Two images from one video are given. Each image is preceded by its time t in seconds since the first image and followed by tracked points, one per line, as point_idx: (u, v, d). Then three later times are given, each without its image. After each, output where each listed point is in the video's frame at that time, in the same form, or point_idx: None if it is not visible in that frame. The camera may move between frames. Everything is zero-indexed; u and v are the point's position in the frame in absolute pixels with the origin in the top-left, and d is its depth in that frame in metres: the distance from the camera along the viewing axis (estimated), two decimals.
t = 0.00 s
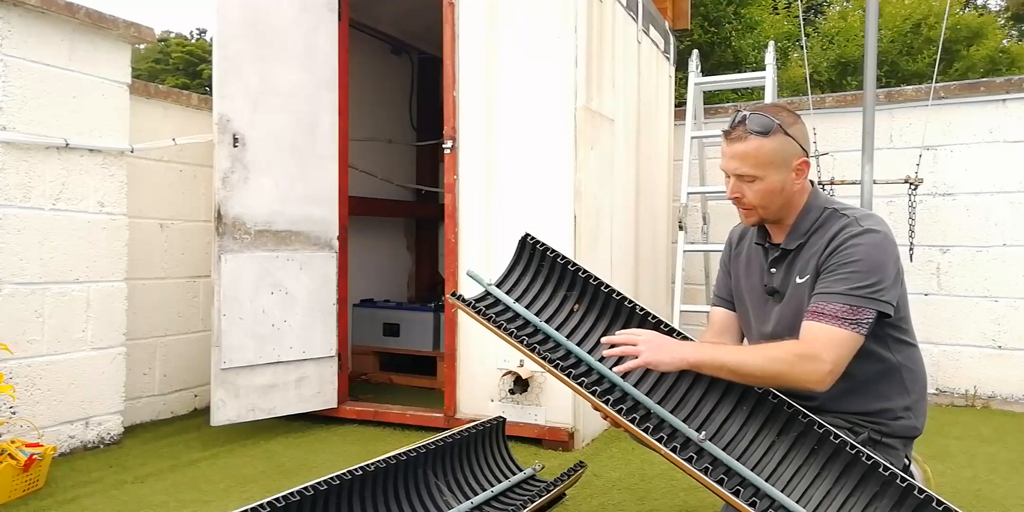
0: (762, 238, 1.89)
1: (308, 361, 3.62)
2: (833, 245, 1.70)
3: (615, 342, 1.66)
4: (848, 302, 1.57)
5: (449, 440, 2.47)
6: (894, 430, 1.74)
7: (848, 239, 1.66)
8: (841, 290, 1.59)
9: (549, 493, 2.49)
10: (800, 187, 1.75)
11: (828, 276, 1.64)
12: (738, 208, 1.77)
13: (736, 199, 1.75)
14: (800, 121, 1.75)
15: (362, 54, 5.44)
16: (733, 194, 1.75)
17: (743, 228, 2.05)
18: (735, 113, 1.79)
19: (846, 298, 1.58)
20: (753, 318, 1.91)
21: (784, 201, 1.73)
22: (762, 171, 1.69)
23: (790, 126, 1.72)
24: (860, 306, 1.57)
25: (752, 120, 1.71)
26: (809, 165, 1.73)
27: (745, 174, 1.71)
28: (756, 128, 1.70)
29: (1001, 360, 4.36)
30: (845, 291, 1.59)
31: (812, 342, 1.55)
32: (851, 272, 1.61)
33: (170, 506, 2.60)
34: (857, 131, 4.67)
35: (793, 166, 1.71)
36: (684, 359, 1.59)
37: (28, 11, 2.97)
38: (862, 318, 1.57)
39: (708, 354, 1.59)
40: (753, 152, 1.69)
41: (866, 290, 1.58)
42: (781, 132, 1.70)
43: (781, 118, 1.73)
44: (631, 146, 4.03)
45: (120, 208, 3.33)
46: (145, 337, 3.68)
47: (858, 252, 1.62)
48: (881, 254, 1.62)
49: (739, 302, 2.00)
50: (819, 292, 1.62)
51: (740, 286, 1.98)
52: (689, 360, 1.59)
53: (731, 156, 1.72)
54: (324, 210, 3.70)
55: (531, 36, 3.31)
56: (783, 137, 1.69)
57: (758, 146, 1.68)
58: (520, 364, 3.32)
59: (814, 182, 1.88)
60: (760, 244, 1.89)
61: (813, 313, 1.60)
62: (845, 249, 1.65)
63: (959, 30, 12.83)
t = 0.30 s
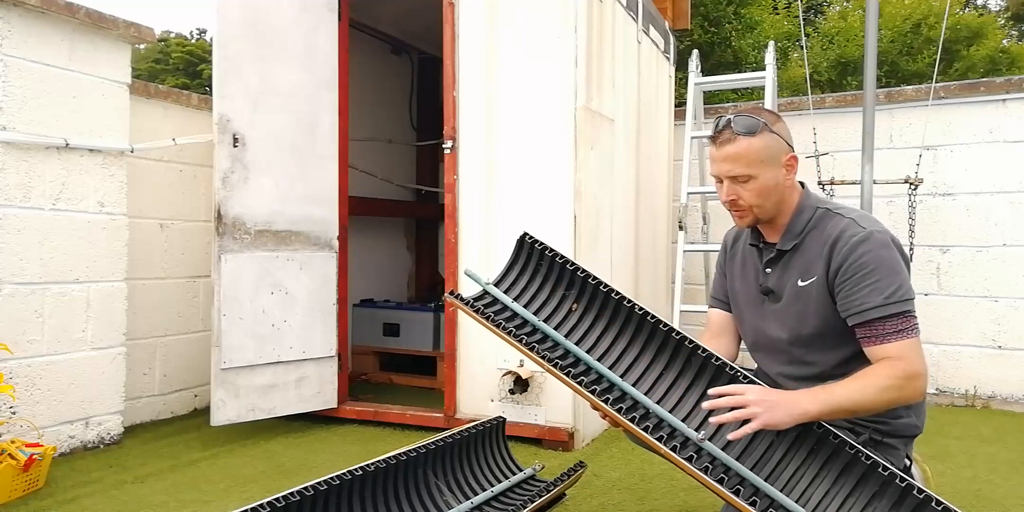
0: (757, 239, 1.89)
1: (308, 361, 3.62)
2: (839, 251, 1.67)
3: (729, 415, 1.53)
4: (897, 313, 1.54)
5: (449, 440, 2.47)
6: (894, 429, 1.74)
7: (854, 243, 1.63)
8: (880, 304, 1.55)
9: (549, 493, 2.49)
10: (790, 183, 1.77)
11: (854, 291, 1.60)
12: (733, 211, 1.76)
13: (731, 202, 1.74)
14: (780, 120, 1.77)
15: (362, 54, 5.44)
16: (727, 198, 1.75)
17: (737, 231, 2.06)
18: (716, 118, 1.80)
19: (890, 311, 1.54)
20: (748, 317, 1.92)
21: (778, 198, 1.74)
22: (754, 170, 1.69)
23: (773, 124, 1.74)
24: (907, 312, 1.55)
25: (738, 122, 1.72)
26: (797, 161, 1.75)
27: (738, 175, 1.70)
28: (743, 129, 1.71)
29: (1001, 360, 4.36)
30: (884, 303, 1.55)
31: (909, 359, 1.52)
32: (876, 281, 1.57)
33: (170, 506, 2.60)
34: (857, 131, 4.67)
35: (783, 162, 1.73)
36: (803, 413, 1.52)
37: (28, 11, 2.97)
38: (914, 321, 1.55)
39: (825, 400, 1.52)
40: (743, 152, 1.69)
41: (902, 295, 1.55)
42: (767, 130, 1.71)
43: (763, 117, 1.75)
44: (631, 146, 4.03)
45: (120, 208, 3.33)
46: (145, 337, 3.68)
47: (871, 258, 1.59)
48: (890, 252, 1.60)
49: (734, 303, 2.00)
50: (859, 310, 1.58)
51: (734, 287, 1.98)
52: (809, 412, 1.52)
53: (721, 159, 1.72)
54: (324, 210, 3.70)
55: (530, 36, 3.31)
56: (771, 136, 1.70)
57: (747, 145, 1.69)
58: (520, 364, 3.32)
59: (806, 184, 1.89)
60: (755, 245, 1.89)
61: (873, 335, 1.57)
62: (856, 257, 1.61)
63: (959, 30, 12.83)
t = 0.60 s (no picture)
0: (756, 238, 1.89)
1: (308, 361, 3.62)
2: (842, 249, 1.66)
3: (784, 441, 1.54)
4: (913, 307, 1.55)
5: (449, 440, 2.47)
6: (894, 428, 1.74)
7: (859, 238, 1.63)
8: (896, 299, 1.55)
9: (549, 493, 2.49)
10: (789, 172, 1.81)
11: (866, 288, 1.59)
12: (740, 198, 1.76)
13: (738, 187, 1.75)
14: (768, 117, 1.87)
15: (362, 54, 5.44)
16: (734, 183, 1.76)
17: (735, 231, 2.06)
18: (709, 118, 1.87)
19: (905, 306, 1.54)
20: (747, 316, 1.92)
21: (781, 183, 1.77)
22: (758, 152, 1.73)
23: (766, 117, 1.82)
24: (920, 305, 1.55)
25: (733, 113, 1.80)
26: (792, 150, 1.81)
27: (744, 157, 1.73)
28: (740, 117, 1.78)
29: (1001, 360, 4.36)
30: (897, 298, 1.55)
31: (938, 360, 1.52)
32: (887, 277, 1.57)
33: (169, 506, 2.60)
34: (857, 131, 4.67)
35: (781, 148, 1.78)
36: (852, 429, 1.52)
37: (28, 11, 2.97)
38: (927, 312, 1.56)
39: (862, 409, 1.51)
40: (746, 134, 1.74)
41: (913, 289, 1.55)
42: (762, 118, 1.79)
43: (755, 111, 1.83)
44: (631, 145, 4.03)
45: (120, 208, 3.33)
46: (145, 337, 3.68)
47: (877, 254, 1.59)
48: (895, 247, 1.61)
49: (732, 303, 1.99)
50: (875, 306, 1.57)
51: (733, 287, 1.98)
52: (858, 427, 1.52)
53: (726, 144, 1.76)
54: (324, 210, 3.70)
55: (530, 36, 3.31)
56: (767, 122, 1.77)
57: (749, 128, 1.74)
58: (520, 364, 3.31)
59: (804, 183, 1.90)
60: (755, 245, 1.89)
61: (890, 333, 1.57)
62: (864, 254, 1.61)
63: (959, 30, 12.83)
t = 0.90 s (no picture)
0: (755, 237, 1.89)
1: (308, 361, 3.62)
2: (835, 248, 1.67)
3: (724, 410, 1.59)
4: (896, 308, 1.56)
5: (450, 440, 2.47)
6: (893, 427, 1.74)
7: (852, 237, 1.64)
8: (882, 298, 1.56)
9: (549, 493, 2.49)
10: (790, 170, 1.82)
11: (854, 285, 1.61)
12: (740, 190, 1.77)
13: (739, 179, 1.76)
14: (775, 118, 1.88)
15: (362, 54, 5.44)
16: (735, 175, 1.77)
17: (735, 231, 2.06)
18: (716, 113, 1.88)
19: (890, 305, 1.55)
20: (746, 316, 1.91)
21: (782, 179, 1.78)
22: (762, 146, 1.75)
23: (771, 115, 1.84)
24: (903, 309, 1.56)
25: (739, 108, 1.82)
26: (795, 149, 1.83)
27: (746, 149, 1.75)
28: (746, 112, 1.79)
29: (1001, 360, 4.36)
30: (885, 297, 1.56)
31: (905, 360, 1.55)
32: (876, 275, 1.58)
33: (169, 506, 2.60)
34: (857, 131, 4.67)
35: (785, 145, 1.80)
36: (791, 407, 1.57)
37: (28, 11, 2.97)
38: (909, 317, 1.57)
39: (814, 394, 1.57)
40: (750, 128, 1.75)
41: (902, 290, 1.56)
42: (767, 115, 1.80)
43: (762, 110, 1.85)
44: (631, 145, 4.03)
45: (120, 209, 3.33)
46: (145, 337, 3.68)
47: (869, 252, 1.60)
48: (887, 247, 1.61)
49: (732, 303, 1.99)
50: (859, 304, 1.59)
51: (732, 286, 1.97)
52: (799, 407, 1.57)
53: (729, 137, 1.77)
54: (324, 210, 3.70)
55: (530, 36, 3.31)
56: (772, 120, 1.79)
57: (754, 123, 1.76)
58: (520, 364, 3.31)
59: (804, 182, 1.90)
60: (753, 244, 1.90)
61: (868, 331, 1.58)
62: (855, 252, 1.62)
63: (959, 30, 12.84)
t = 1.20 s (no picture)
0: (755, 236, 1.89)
1: (308, 361, 3.62)
2: (835, 247, 1.67)
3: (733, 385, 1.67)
4: (900, 304, 1.55)
5: (449, 440, 2.47)
6: (893, 427, 1.74)
7: (853, 235, 1.64)
8: (885, 294, 1.55)
9: (549, 493, 2.49)
10: (788, 169, 1.82)
11: (856, 284, 1.60)
12: (735, 187, 1.77)
13: (734, 176, 1.76)
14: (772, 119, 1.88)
15: (362, 54, 5.44)
16: (730, 172, 1.77)
17: (735, 231, 2.06)
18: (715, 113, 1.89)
19: (893, 302, 1.55)
20: (747, 316, 1.91)
21: (778, 177, 1.77)
22: (758, 143, 1.75)
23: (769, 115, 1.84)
24: (908, 305, 1.56)
25: (736, 109, 1.83)
26: (792, 147, 1.82)
27: (742, 146, 1.75)
28: (742, 112, 1.80)
29: (1001, 360, 4.36)
30: (886, 294, 1.55)
31: (907, 350, 1.54)
32: (878, 272, 1.57)
33: (170, 506, 2.60)
34: (857, 131, 4.67)
35: (780, 144, 1.80)
36: (785, 381, 1.61)
37: (28, 11, 2.97)
38: (915, 313, 1.56)
39: (807, 375, 1.60)
40: (746, 125, 1.76)
41: (903, 286, 1.56)
42: (764, 115, 1.81)
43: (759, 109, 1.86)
44: (631, 145, 4.03)
45: (120, 209, 3.33)
46: (145, 337, 3.68)
47: (871, 250, 1.60)
48: (888, 244, 1.61)
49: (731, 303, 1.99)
50: (863, 301, 1.58)
51: (732, 286, 1.97)
52: (792, 382, 1.60)
53: (725, 135, 1.78)
54: (325, 210, 3.70)
55: (530, 36, 3.31)
56: (768, 118, 1.80)
57: (749, 121, 1.77)
58: (520, 364, 3.31)
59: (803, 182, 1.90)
60: (753, 244, 1.90)
61: (873, 329, 1.58)
62: (855, 251, 1.62)
63: (959, 30, 12.84)
